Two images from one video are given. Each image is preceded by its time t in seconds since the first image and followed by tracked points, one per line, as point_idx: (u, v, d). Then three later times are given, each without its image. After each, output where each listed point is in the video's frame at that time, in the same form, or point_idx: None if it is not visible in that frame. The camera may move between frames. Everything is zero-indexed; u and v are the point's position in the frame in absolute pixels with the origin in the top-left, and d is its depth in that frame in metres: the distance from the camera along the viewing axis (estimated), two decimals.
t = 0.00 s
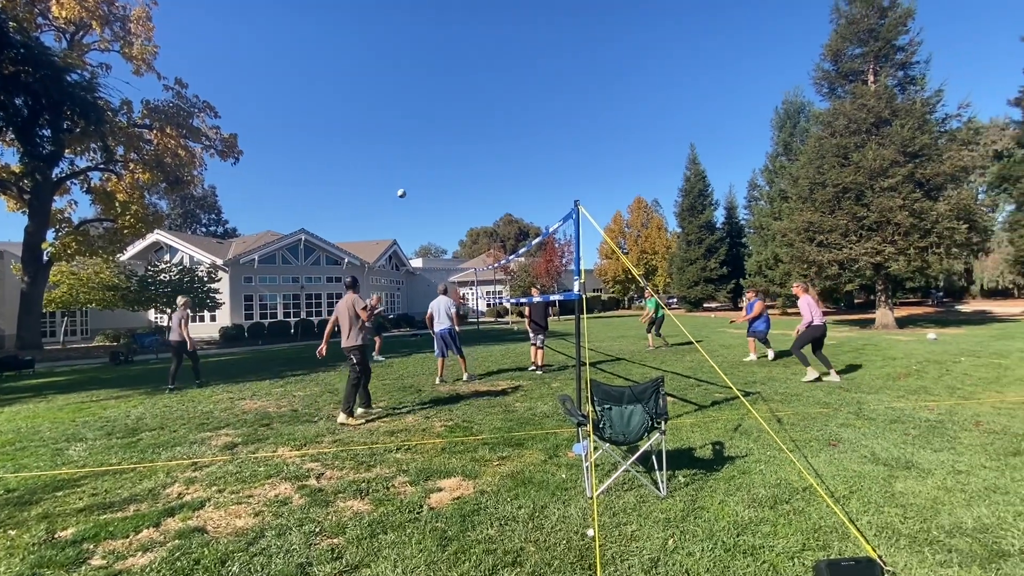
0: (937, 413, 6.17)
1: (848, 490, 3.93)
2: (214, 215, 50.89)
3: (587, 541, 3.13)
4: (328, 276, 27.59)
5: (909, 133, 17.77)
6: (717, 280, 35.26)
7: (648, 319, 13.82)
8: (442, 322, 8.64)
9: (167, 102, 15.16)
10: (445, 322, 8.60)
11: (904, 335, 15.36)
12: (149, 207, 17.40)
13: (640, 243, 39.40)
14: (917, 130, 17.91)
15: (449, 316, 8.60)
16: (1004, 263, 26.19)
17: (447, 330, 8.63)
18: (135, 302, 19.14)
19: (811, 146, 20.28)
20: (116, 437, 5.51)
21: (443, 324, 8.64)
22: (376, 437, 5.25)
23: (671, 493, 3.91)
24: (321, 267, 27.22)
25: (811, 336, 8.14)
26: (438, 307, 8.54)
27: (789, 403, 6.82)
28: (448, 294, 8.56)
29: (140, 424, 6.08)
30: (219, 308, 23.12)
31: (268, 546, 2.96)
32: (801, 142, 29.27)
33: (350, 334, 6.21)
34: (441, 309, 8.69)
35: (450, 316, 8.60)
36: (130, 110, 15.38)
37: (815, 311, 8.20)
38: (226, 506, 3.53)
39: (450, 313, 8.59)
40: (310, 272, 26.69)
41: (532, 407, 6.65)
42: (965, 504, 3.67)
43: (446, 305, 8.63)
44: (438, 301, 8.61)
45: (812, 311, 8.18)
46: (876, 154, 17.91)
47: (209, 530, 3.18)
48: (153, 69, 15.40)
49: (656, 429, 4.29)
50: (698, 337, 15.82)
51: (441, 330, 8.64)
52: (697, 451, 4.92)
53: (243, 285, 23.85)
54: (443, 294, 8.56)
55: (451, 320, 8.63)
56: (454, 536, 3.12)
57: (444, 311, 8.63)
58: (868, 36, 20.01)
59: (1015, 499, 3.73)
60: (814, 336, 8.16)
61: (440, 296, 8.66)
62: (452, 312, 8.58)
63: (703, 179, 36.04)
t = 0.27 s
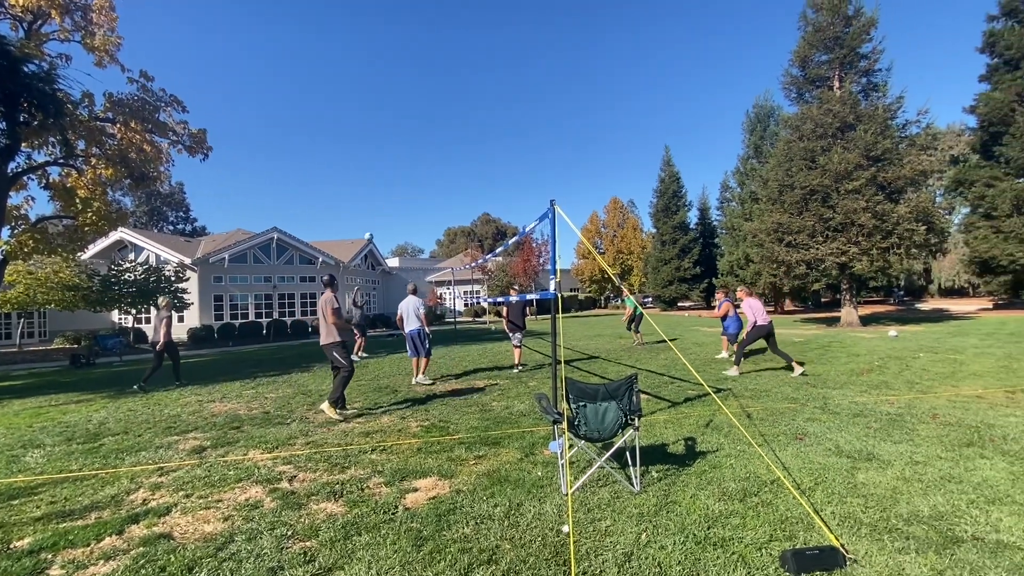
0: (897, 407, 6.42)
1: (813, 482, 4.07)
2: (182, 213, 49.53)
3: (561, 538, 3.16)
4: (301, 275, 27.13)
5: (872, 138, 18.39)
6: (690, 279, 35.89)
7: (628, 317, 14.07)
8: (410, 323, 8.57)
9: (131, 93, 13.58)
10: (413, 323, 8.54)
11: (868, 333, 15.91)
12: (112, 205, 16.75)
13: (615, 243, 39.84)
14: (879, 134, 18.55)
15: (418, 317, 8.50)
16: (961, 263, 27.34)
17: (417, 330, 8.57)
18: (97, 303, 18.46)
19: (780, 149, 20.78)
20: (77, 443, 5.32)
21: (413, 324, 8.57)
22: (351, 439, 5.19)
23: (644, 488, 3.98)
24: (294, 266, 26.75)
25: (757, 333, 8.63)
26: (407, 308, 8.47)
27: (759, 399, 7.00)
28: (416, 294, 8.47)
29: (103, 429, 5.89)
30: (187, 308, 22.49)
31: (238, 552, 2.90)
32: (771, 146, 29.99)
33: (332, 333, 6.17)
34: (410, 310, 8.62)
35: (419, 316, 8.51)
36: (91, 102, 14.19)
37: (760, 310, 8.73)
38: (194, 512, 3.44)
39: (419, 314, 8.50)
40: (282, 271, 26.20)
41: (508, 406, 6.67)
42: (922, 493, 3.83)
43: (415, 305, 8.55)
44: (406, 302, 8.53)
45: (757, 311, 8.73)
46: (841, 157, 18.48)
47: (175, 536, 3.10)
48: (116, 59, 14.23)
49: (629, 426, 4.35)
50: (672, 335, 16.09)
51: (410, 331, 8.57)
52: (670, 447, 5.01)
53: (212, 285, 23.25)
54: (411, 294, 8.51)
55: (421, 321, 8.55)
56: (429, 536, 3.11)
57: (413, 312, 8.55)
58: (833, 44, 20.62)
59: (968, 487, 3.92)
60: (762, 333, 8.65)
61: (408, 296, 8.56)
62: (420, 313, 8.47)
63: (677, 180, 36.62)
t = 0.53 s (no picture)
0: (863, 403, 6.60)
1: (780, 477, 4.16)
2: (150, 211, 48.27)
3: (533, 538, 3.17)
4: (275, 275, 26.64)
5: (840, 142, 18.91)
6: (666, 279, 36.39)
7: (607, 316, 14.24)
8: (381, 324, 8.52)
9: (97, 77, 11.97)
10: (383, 324, 8.48)
11: (835, 331, 16.39)
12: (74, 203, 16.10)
13: (594, 243, 40.14)
14: (846, 139, 19.09)
15: (388, 317, 8.46)
16: (924, 264, 28.34)
17: (387, 331, 8.49)
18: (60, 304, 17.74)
19: (752, 152, 21.21)
20: (35, 449, 5.13)
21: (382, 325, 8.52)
22: (324, 442, 5.12)
23: (617, 486, 4.02)
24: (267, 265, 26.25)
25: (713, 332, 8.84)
26: (376, 308, 8.52)
27: (730, 397, 7.12)
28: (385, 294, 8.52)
29: (63, 435, 5.69)
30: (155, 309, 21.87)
31: (201, 561, 2.84)
32: (744, 148, 30.57)
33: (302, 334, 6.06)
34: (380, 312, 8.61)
35: (388, 316, 8.46)
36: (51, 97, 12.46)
37: (715, 309, 8.93)
38: (158, 519, 3.36)
39: (387, 313, 8.44)
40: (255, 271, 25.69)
41: (484, 406, 6.66)
42: (883, 487, 3.95)
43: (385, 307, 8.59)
44: (375, 303, 8.63)
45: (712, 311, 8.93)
46: (810, 161, 18.96)
47: (136, 545, 3.02)
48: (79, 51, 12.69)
49: (601, 424, 4.40)
50: (648, 335, 16.26)
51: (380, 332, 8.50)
52: (642, 445, 5.07)
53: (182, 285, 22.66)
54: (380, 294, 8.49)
55: (390, 321, 8.50)
56: (399, 539, 3.08)
57: (382, 312, 8.54)
58: (803, 50, 21.14)
59: (927, 481, 4.05)
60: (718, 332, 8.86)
61: (377, 297, 8.67)
62: (389, 312, 8.39)
63: (653, 181, 37.06)
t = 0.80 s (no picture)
0: (832, 401, 6.77)
1: (749, 475, 4.25)
2: (121, 208, 47.06)
3: (506, 539, 3.18)
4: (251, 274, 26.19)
5: (813, 145, 19.34)
6: (646, 279, 36.78)
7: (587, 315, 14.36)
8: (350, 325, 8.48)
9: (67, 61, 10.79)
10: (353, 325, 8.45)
11: (808, 330, 16.77)
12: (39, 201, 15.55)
13: (575, 243, 40.35)
14: (819, 142, 19.53)
15: (356, 318, 8.43)
16: (893, 264, 29.19)
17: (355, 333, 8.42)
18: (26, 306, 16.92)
19: (729, 154, 21.57)
20: None
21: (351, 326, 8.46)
22: (297, 445, 5.06)
23: (590, 486, 4.06)
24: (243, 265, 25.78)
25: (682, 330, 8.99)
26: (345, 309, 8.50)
27: (704, 395, 7.24)
28: (355, 295, 8.48)
29: (25, 440, 5.52)
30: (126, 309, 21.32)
31: (165, 570, 2.77)
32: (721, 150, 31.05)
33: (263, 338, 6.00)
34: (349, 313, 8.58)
35: (357, 318, 8.40)
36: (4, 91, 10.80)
37: (685, 308, 9.09)
38: (122, 527, 3.28)
39: (356, 314, 8.36)
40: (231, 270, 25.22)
41: (461, 406, 6.66)
42: (848, 483, 4.06)
43: (354, 308, 8.56)
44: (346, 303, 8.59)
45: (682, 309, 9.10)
46: (785, 163, 19.34)
47: (98, 554, 2.94)
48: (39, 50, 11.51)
49: (575, 425, 4.43)
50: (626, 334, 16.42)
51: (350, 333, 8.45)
52: (617, 444, 5.13)
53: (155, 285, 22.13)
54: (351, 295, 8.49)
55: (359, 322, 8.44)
56: (370, 543, 3.07)
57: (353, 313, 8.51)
58: (778, 54, 21.55)
59: (890, 476, 4.17)
60: (685, 331, 9.03)
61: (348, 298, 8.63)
62: (358, 313, 8.32)
63: (633, 182, 37.38)
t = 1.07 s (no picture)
0: (808, 398, 6.89)
1: (726, 471, 4.31)
2: (96, 205, 46.00)
3: (484, 539, 3.18)
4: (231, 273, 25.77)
5: (792, 147, 19.65)
6: (630, 278, 37.03)
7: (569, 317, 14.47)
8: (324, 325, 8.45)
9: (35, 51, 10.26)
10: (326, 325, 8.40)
11: (787, 328, 17.06)
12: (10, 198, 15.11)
13: (560, 243, 40.46)
14: (798, 144, 19.84)
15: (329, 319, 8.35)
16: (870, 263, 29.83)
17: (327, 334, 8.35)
18: None
19: (711, 155, 21.82)
20: None
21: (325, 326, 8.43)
22: (275, 446, 5.00)
23: (570, 484, 4.07)
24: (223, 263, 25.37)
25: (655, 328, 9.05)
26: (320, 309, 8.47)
27: (684, 393, 7.32)
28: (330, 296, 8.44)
29: None
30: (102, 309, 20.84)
31: None
32: (704, 151, 31.39)
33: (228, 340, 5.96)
34: (324, 313, 8.54)
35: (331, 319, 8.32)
36: None
37: (658, 306, 9.14)
38: (92, 532, 3.20)
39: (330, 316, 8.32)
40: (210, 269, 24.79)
41: (443, 406, 6.64)
42: (822, 479, 4.14)
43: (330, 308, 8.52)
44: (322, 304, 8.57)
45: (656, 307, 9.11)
46: (765, 164, 19.62)
47: (67, 559, 2.88)
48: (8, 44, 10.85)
49: (555, 424, 4.45)
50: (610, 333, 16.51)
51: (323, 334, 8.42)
52: (597, 442, 5.16)
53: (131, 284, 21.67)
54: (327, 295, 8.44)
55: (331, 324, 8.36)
56: (347, 545, 3.05)
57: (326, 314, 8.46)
58: (758, 57, 21.83)
59: (863, 472, 4.27)
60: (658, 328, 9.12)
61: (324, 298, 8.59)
62: (331, 316, 8.23)
63: (617, 182, 37.57)
